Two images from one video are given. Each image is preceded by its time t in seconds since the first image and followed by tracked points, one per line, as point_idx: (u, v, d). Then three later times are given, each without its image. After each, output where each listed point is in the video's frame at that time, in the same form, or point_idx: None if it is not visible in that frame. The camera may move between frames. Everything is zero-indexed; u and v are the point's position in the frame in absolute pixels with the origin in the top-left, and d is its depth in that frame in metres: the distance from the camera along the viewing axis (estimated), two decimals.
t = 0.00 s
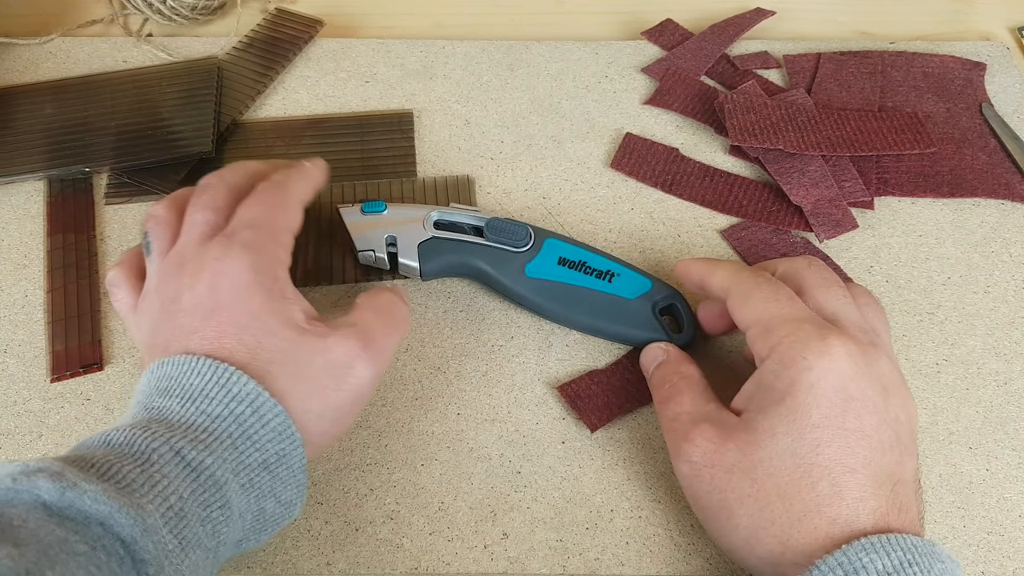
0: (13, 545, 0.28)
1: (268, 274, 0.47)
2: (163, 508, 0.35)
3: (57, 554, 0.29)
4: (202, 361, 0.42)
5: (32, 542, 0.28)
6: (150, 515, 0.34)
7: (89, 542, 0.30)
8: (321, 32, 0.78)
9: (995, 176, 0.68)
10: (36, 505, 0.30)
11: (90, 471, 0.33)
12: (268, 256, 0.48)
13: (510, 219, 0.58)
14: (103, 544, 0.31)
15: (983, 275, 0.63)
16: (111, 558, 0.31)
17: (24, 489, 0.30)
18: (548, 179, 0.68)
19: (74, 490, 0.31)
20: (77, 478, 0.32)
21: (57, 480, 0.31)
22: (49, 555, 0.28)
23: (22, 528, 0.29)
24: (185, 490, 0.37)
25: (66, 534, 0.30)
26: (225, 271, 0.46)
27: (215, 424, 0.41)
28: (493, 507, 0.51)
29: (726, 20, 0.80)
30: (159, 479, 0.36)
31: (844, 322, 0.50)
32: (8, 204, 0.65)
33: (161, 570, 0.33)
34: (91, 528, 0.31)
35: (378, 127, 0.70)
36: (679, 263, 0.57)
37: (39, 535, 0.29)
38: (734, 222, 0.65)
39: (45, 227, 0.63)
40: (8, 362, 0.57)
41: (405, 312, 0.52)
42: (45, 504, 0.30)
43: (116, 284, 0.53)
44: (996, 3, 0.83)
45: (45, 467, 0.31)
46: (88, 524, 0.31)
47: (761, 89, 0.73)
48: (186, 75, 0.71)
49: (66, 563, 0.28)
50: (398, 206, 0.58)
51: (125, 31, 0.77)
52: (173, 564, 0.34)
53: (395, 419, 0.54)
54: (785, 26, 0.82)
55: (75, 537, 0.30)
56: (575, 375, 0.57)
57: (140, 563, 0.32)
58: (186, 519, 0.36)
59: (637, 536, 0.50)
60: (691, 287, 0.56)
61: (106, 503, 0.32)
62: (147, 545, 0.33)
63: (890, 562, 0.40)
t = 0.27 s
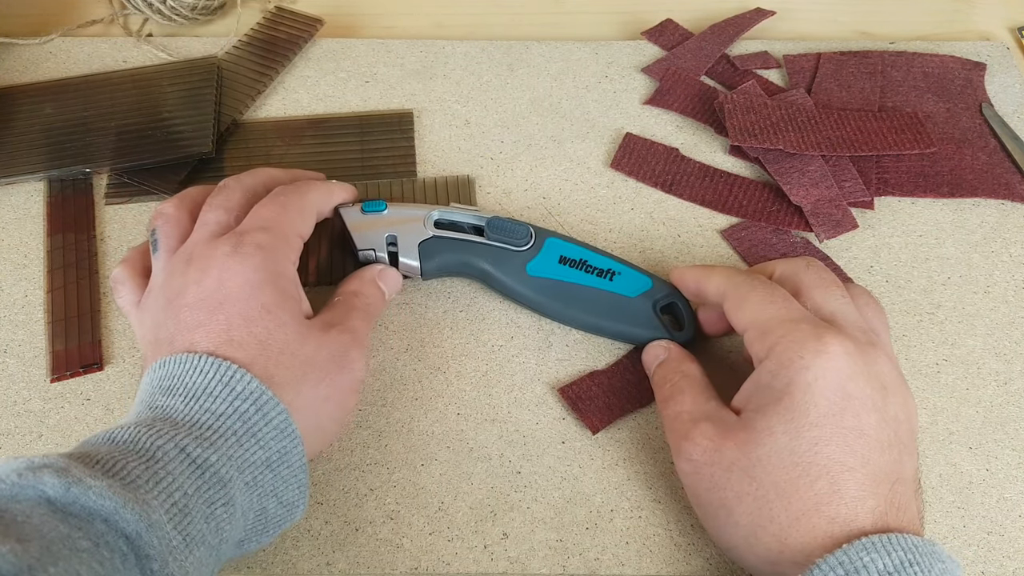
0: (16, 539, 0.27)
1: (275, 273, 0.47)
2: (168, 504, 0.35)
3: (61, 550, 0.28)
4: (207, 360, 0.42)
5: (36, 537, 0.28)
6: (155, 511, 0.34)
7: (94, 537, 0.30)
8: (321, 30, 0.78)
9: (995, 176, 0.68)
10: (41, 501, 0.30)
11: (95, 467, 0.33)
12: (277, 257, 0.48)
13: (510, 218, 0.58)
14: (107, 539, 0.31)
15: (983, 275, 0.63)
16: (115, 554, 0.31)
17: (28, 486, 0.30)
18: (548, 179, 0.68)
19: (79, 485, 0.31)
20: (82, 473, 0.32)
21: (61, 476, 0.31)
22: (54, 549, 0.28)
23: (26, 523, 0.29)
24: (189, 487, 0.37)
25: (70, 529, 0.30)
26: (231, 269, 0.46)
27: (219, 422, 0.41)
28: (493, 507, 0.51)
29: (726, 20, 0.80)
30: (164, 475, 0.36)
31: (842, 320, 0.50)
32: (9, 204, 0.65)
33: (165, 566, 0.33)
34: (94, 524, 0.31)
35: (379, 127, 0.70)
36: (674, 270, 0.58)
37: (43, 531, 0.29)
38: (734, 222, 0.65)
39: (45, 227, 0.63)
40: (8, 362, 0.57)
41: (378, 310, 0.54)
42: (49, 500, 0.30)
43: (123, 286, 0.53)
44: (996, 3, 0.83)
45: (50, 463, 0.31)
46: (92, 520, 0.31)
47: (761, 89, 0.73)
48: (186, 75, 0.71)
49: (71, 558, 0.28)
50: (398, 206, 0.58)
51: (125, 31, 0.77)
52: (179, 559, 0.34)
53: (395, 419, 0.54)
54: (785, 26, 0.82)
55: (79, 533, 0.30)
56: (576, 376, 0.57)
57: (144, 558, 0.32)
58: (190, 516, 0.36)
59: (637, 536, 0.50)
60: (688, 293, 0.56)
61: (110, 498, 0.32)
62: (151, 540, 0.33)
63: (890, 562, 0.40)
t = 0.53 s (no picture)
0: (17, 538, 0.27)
1: (276, 273, 0.47)
2: (168, 504, 0.35)
3: (61, 550, 0.28)
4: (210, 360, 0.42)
5: (36, 536, 0.28)
6: (155, 510, 0.34)
7: (94, 536, 0.30)
8: (321, 31, 0.78)
9: (995, 176, 0.68)
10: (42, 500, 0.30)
11: (96, 466, 0.33)
12: (278, 257, 0.48)
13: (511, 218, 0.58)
14: (108, 539, 0.31)
15: (983, 275, 0.63)
16: (115, 553, 0.31)
17: (28, 485, 0.30)
18: (548, 179, 0.68)
19: (80, 484, 0.31)
20: (83, 472, 0.32)
21: (61, 475, 0.31)
22: (54, 548, 0.28)
23: (27, 523, 0.29)
24: (189, 486, 0.37)
25: (71, 529, 0.30)
26: (231, 269, 0.46)
27: (219, 421, 0.41)
28: (493, 507, 0.51)
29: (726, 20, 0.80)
30: (164, 475, 0.36)
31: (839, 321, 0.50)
32: (8, 204, 0.65)
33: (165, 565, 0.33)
34: (95, 524, 0.31)
35: (379, 127, 0.70)
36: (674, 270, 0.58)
37: (43, 530, 0.29)
38: (734, 222, 0.65)
39: (45, 227, 0.63)
40: (8, 363, 0.57)
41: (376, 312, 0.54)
42: (50, 499, 0.30)
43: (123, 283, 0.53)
44: (996, 3, 0.83)
45: (50, 462, 0.31)
46: (92, 519, 0.31)
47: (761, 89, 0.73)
48: (186, 75, 0.71)
49: (71, 558, 0.28)
50: (399, 206, 0.58)
51: (125, 31, 0.77)
52: (179, 558, 0.34)
53: (395, 419, 0.54)
54: (785, 26, 0.82)
55: (80, 532, 0.30)
56: (576, 376, 0.57)
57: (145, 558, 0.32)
58: (191, 515, 0.36)
59: (637, 536, 0.50)
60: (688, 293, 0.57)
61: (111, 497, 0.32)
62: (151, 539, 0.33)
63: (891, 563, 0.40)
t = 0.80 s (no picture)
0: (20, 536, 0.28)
1: (277, 273, 0.47)
2: (170, 503, 0.35)
3: (63, 548, 0.29)
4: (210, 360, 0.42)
5: (39, 535, 0.28)
6: (157, 509, 0.34)
7: (96, 535, 0.30)
8: (321, 31, 0.78)
9: (995, 176, 0.68)
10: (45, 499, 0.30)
11: (98, 465, 0.33)
12: (279, 257, 0.48)
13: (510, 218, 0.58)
14: (110, 537, 0.31)
15: (983, 275, 0.63)
16: (118, 552, 0.31)
17: (30, 484, 0.30)
18: (548, 179, 0.68)
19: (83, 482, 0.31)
20: (86, 471, 0.32)
21: (64, 473, 0.31)
22: (56, 547, 0.28)
23: (30, 521, 0.29)
24: (191, 485, 0.37)
25: (73, 527, 0.30)
26: (232, 270, 0.46)
27: (221, 421, 0.41)
28: (493, 507, 0.51)
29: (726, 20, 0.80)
30: (166, 474, 0.36)
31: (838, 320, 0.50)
32: (8, 204, 0.65)
33: (167, 564, 0.33)
34: (97, 522, 0.31)
35: (379, 127, 0.70)
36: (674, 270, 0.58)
37: (46, 528, 0.29)
38: (734, 222, 0.65)
39: (45, 227, 0.63)
40: (8, 363, 0.57)
41: (378, 313, 0.54)
42: (52, 497, 0.30)
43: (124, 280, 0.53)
44: (996, 3, 0.83)
45: (53, 460, 0.31)
46: (95, 518, 0.31)
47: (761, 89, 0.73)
48: (186, 75, 0.71)
49: (73, 556, 0.29)
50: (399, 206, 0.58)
51: (125, 31, 0.77)
52: (181, 558, 0.34)
53: (395, 419, 0.54)
54: (785, 26, 0.82)
55: (82, 530, 0.30)
56: (576, 376, 0.57)
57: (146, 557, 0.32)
58: (192, 514, 0.36)
59: (637, 536, 0.50)
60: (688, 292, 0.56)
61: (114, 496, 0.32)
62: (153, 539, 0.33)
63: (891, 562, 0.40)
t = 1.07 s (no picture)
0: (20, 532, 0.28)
1: (276, 273, 0.47)
2: (169, 500, 0.35)
3: (62, 544, 0.29)
4: (208, 359, 0.42)
5: (38, 531, 0.28)
6: (157, 506, 0.34)
7: (95, 531, 0.30)
8: (321, 30, 0.78)
9: (995, 176, 0.68)
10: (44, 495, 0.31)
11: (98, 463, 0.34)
12: (279, 256, 0.48)
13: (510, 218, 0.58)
14: (108, 534, 0.31)
15: (983, 275, 0.63)
16: (116, 548, 0.31)
17: (31, 480, 0.30)
18: (548, 179, 0.68)
19: (81, 480, 0.31)
20: (85, 468, 0.32)
21: (64, 470, 0.31)
22: (55, 543, 0.29)
23: (29, 518, 0.29)
24: (191, 483, 0.37)
25: (72, 524, 0.30)
26: (231, 269, 0.46)
27: (220, 419, 0.41)
28: (493, 506, 0.51)
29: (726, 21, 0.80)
30: (165, 472, 0.36)
31: (949, 307, 0.43)
32: (8, 204, 0.65)
33: (165, 562, 0.33)
34: (96, 519, 0.31)
35: (379, 127, 0.70)
36: (754, 214, 0.51)
37: (44, 524, 0.29)
38: (735, 222, 0.65)
39: (45, 226, 0.63)
40: (8, 362, 0.57)
41: (378, 312, 0.54)
42: (51, 494, 0.31)
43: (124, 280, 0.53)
44: (997, 3, 0.83)
45: (52, 458, 0.32)
46: (93, 515, 0.31)
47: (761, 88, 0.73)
48: (186, 75, 0.71)
49: (72, 552, 0.29)
50: (398, 206, 0.58)
51: (125, 31, 0.77)
52: (180, 555, 0.34)
53: (394, 419, 0.54)
54: (785, 26, 0.82)
55: (80, 527, 0.30)
56: (576, 376, 0.57)
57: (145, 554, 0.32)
58: (192, 512, 0.36)
59: (637, 536, 0.50)
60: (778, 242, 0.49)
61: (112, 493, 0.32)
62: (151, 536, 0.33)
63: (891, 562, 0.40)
